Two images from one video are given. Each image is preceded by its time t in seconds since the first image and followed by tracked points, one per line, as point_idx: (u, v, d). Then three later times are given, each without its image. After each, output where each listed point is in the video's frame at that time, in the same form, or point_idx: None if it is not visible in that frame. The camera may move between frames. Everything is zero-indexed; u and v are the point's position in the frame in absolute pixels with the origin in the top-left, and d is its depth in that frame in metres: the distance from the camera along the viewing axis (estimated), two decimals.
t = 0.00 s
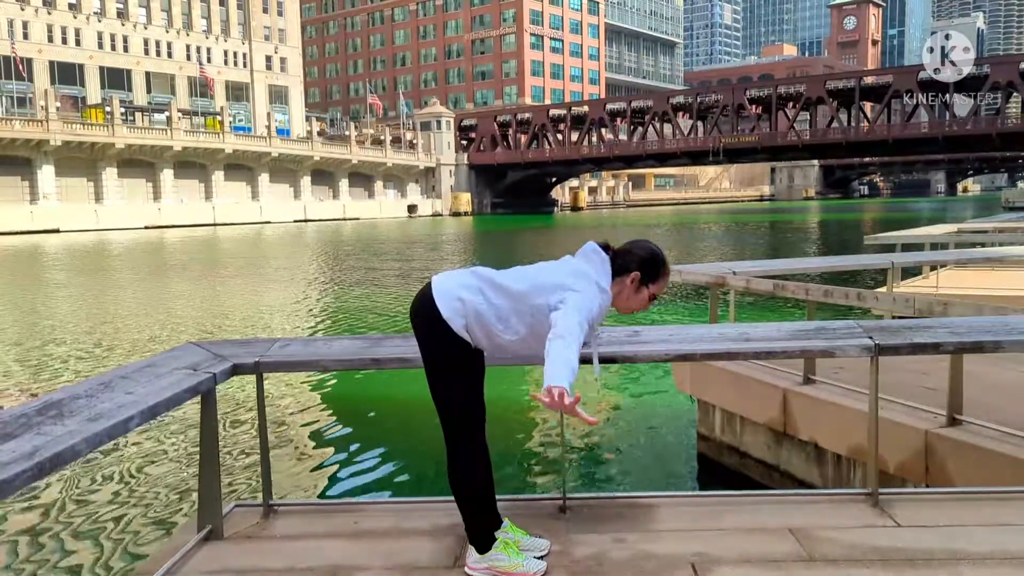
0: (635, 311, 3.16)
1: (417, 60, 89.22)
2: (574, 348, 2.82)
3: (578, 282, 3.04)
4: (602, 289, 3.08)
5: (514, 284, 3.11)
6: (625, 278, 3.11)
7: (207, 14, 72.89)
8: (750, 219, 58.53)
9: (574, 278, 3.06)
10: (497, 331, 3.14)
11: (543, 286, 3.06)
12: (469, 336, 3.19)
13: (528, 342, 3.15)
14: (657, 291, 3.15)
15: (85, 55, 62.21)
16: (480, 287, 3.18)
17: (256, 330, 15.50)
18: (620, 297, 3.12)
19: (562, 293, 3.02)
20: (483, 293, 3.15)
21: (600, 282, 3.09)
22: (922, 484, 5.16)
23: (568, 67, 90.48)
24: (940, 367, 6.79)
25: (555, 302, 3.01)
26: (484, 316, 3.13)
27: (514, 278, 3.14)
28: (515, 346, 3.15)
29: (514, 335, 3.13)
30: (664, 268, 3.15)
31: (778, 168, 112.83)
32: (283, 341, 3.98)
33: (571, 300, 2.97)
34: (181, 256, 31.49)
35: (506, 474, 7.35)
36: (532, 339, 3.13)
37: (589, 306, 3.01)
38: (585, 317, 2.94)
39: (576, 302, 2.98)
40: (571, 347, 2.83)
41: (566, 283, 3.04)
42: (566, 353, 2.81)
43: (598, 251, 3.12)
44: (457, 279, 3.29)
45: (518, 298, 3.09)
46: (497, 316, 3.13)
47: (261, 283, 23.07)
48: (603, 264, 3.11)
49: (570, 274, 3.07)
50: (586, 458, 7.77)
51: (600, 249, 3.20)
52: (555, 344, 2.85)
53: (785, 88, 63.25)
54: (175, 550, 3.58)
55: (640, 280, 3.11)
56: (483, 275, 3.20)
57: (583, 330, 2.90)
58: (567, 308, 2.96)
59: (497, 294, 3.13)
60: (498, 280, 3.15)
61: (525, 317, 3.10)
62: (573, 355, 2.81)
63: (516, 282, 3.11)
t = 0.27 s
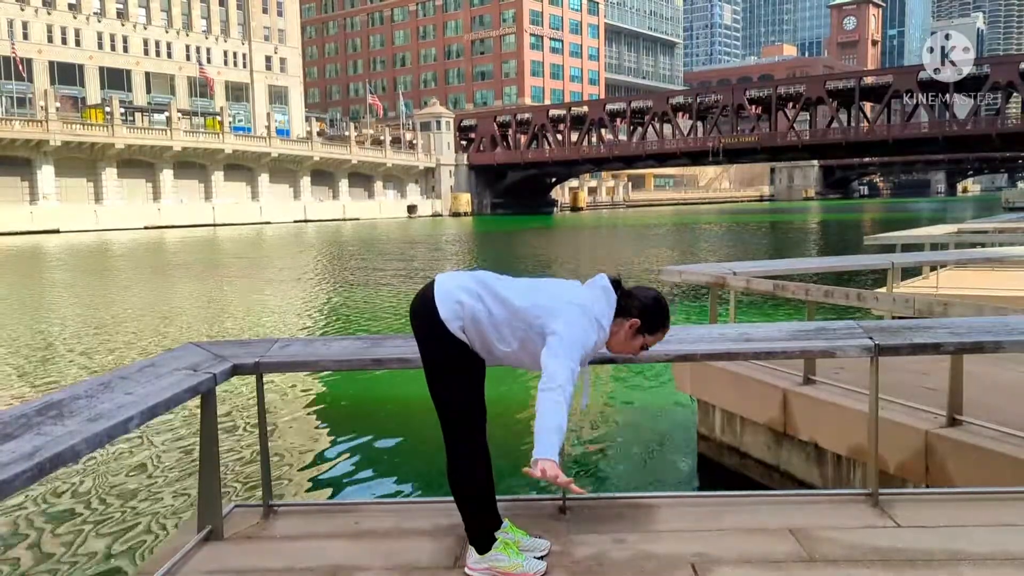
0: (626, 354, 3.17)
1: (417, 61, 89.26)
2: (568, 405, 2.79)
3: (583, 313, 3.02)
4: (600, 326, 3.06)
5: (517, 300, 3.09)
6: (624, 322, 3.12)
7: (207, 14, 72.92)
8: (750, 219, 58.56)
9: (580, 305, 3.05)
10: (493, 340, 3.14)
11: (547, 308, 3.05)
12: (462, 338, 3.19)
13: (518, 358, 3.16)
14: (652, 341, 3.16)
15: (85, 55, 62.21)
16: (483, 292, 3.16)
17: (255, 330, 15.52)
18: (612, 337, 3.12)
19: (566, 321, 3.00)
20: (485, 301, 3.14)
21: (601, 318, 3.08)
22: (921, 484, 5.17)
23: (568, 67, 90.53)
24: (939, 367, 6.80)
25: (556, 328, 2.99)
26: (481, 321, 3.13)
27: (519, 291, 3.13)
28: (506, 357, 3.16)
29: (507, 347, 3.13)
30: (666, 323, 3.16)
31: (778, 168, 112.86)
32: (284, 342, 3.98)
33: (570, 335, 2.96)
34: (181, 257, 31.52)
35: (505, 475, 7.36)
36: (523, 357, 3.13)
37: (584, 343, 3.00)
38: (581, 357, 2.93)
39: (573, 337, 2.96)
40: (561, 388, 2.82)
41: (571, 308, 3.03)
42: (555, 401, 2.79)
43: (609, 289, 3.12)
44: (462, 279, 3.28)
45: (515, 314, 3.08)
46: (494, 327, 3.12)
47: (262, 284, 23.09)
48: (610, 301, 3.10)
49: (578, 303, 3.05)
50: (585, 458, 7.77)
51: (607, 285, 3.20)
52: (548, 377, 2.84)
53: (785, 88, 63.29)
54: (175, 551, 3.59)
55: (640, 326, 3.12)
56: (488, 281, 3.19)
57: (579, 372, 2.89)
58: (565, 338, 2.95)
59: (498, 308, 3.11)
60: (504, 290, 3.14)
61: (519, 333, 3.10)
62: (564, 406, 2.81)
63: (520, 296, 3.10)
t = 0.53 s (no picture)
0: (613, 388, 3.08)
1: (417, 61, 89.27)
2: (555, 447, 2.84)
3: (578, 337, 2.95)
4: (588, 359, 2.97)
5: (519, 312, 3.07)
6: (615, 357, 3.02)
7: (207, 14, 72.93)
8: (750, 219, 58.54)
9: (578, 327, 2.99)
10: (492, 346, 3.13)
11: (546, 327, 3.02)
12: (463, 339, 3.18)
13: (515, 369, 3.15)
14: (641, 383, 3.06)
15: (85, 55, 62.18)
16: (487, 299, 3.15)
17: (255, 331, 15.50)
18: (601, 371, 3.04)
19: (561, 347, 2.94)
20: (489, 306, 3.13)
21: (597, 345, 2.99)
22: (921, 485, 5.17)
23: (568, 67, 90.53)
24: (940, 367, 6.80)
25: (550, 351, 2.94)
26: (481, 326, 3.12)
27: (523, 301, 3.10)
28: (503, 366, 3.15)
29: (504, 356, 3.12)
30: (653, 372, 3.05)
31: (778, 167, 112.81)
32: (284, 342, 3.99)
33: (564, 360, 2.92)
34: (181, 257, 31.51)
35: (506, 474, 7.37)
36: (517, 371, 3.12)
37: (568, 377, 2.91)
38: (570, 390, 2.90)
39: (564, 364, 2.91)
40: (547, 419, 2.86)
41: (568, 331, 2.97)
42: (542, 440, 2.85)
43: (610, 322, 3.02)
44: (473, 279, 3.27)
45: (513, 327, 3.06)
46: (494, 334, 3.12)
47: (262, 283, 23.07)
48: (609, 330, 3.02)
49: (577, 327, 2.98)
50: (585, 457, 7.78)
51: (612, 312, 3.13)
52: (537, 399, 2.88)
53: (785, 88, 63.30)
54: (176, 551, 3.59)
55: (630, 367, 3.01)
56: (495, 288, 3.15)
57: (566, 405, 2.88)
58: (556, 360, 2.92)
59: (499, 319, 3.09)
60: (508, 301, 3.11)
61: (516, 344, 3.07)
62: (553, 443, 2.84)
63: (522, 311, 3.07)
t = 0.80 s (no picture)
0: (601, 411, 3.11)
1: (417, 61, 89.28)
2: (551, 474, 2.95)
3: (573, 357, 2.95)
4: (582, 378, 2.97)
5: (520, 323, 3.05)
6: (603, 378, 3.02)
7: (207, 14, 72.94)
8: (750, 219, 58.52)
9: (575, 343, 2.98)
10: (491, 350, 3.15)
11: (546, 339, 3.00)
12: (465, 338, 3.18)
13: (512, 375, 3.17)
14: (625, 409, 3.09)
15: (85, 54, 62.19)
16: (489, 304, 3.13)
17: (253, 330, 15.48)
18: (591, 392, 3.05)
19: (555, 364, 2.94)
20: (492, 308, 3.12)
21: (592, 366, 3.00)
22: (921, 484, 5.16)
23: (569, 67, 90.50)
24: (940, 367, 6.80)
25: (545, 367, 2.95)
26: (482, 330, 3.13)
27: (522, 311, 3.08)
28: (501, 372, 3.18)
29: (502, 361, 3.14)
30: (637, 401, 3.04)
31: (778, 167, 112.79)
32: (284, 341, 3.98)
33: (558, 380, 2.93)
34: (181, 256, 31.48)
35: (508, 474, 7.36)
36: (516, 377, 3.14)
37: (558, 398, 2.93)
38: (560, 411, 2.93)
39: (558, 384, 2.93)
40: (542, 444, 2.94)
41: (565, 349, 2.96)
42: (539, 462, 2.94)
43: (604, 346, 3.00)
44: (479, 281, 3.25)
45: (514, 336, 3.05)
46: (494, 339, 3.11)
47: (262, 283, 23.04)
48: (604, 352, 3.01)
49: (574, 345, 2.98)
50: (586, 457, 7.78)
51: (609, 333, 3.13)
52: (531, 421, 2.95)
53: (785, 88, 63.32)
54: (176, 550, 3.58)
55: (618, 391, 3.02)
56: (499, 297, 3.13)
57: (559, 427, 2.93)
58: (553, 377, 2.93)
59: (500, 327, 3.08)
60: (509, 307, 3.09)
61: (514, 352, 3.08)
62: (546, 468, 2.95)
63: (523, 319, 3.05)
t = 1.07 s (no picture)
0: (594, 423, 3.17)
1: (417, 60, 89.29)
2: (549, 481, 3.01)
3: (574, 365, 3.01)
4: (583, 387, 3.03)
5: (524, 328, 3.10)
6: (598, 392, 3.07)
7: (207, 13, 72.94)
8: (750, 219, 58.51)
9: (578, 351, 3.05)
10: (494, 352, 3.19)
11: (550, 346, 3.07)
12: (468, 338, 3.21)
13: (511, 379, 3.22)
14: (616, 423, 3.15)
15: (85, 54, 62.15)
16: (495, 306, 3.17)
17: (253, 330, 15.48)
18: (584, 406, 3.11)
19: (556, 372, 3.00)
20: (496, 310, 3.16)
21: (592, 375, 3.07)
22: (922, 483, 5.15)
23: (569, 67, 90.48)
24: (941, 367, 6.79)
25: (547, 373, 3.01)
26: (487, 329, 3.15)
27: (527, 315, 3.13)
28: (502, 374, 3.22)
29: (503, 362, 3.18)
30: (630, 415, 3.10)
31: (779, 167, 112.78)
32: (284, 341, 3.98)
33: (559, 386, 3.00)
34: (180, 257, 31.46)
35: (508, 475, 7.35)
36: (517, 381, 3.19)
37: (557, 405, 2.99)
38: (560, 416, 2.98)
39: (558, 390, 2.99)
40: (540, 451, 3.01)
41: (567, 357, 3.02)
42: (537, 468, 3.01)
43: (606, 358, 3.07)
44: (486, 284, 3.27)
45: (517, 340, 3.11)
46: (497, 341, 3.16)
47: (262, 283, 23.02)
48: (603, 364, 3.06)
49: (576, 353, 3.05)
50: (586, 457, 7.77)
51: (608, 345, 3.20)
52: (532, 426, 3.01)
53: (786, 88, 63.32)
54: (175, 550, 3.57)
55: (610, 404, 3.08)
56: (504, 300, 3.17)
57: (557, 436, 2.99)
58: (554, 382, 2.99)
59: (505, 329, 3.12)
60: (513, 311, 3.14)
61: (515, 356, 3.13)
62: (545, 473, 3.02)
63: (528, 324, 3.11)
